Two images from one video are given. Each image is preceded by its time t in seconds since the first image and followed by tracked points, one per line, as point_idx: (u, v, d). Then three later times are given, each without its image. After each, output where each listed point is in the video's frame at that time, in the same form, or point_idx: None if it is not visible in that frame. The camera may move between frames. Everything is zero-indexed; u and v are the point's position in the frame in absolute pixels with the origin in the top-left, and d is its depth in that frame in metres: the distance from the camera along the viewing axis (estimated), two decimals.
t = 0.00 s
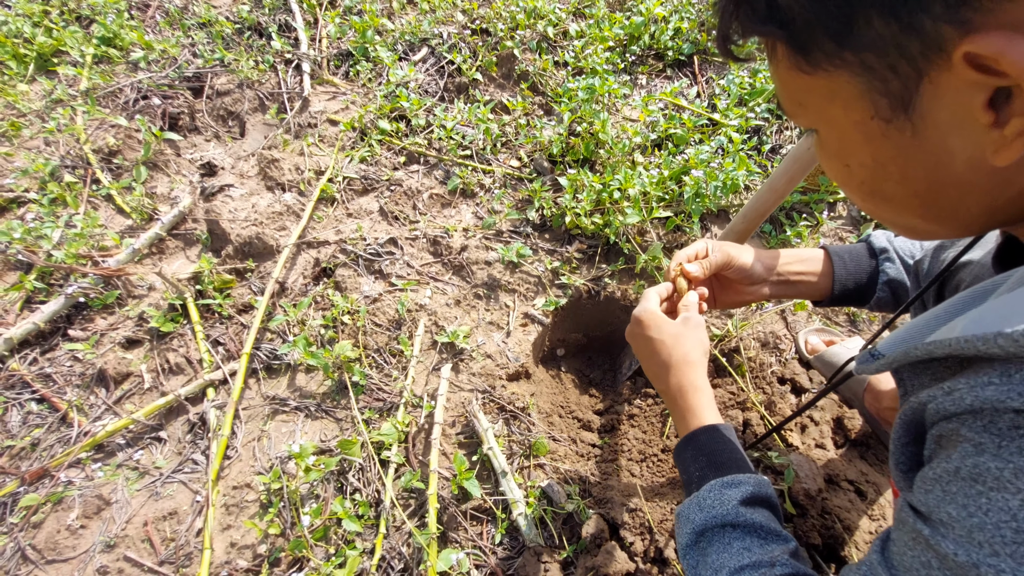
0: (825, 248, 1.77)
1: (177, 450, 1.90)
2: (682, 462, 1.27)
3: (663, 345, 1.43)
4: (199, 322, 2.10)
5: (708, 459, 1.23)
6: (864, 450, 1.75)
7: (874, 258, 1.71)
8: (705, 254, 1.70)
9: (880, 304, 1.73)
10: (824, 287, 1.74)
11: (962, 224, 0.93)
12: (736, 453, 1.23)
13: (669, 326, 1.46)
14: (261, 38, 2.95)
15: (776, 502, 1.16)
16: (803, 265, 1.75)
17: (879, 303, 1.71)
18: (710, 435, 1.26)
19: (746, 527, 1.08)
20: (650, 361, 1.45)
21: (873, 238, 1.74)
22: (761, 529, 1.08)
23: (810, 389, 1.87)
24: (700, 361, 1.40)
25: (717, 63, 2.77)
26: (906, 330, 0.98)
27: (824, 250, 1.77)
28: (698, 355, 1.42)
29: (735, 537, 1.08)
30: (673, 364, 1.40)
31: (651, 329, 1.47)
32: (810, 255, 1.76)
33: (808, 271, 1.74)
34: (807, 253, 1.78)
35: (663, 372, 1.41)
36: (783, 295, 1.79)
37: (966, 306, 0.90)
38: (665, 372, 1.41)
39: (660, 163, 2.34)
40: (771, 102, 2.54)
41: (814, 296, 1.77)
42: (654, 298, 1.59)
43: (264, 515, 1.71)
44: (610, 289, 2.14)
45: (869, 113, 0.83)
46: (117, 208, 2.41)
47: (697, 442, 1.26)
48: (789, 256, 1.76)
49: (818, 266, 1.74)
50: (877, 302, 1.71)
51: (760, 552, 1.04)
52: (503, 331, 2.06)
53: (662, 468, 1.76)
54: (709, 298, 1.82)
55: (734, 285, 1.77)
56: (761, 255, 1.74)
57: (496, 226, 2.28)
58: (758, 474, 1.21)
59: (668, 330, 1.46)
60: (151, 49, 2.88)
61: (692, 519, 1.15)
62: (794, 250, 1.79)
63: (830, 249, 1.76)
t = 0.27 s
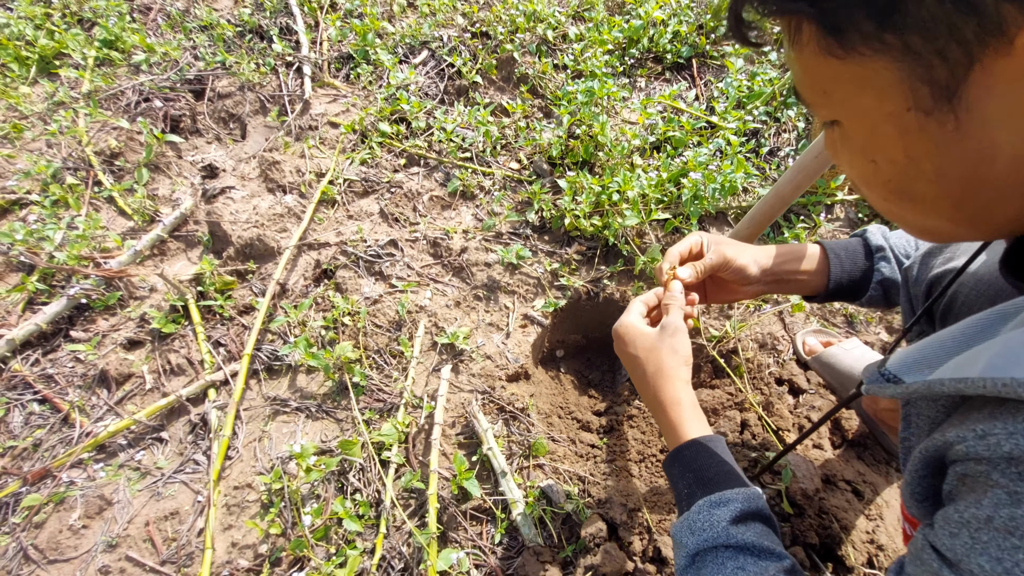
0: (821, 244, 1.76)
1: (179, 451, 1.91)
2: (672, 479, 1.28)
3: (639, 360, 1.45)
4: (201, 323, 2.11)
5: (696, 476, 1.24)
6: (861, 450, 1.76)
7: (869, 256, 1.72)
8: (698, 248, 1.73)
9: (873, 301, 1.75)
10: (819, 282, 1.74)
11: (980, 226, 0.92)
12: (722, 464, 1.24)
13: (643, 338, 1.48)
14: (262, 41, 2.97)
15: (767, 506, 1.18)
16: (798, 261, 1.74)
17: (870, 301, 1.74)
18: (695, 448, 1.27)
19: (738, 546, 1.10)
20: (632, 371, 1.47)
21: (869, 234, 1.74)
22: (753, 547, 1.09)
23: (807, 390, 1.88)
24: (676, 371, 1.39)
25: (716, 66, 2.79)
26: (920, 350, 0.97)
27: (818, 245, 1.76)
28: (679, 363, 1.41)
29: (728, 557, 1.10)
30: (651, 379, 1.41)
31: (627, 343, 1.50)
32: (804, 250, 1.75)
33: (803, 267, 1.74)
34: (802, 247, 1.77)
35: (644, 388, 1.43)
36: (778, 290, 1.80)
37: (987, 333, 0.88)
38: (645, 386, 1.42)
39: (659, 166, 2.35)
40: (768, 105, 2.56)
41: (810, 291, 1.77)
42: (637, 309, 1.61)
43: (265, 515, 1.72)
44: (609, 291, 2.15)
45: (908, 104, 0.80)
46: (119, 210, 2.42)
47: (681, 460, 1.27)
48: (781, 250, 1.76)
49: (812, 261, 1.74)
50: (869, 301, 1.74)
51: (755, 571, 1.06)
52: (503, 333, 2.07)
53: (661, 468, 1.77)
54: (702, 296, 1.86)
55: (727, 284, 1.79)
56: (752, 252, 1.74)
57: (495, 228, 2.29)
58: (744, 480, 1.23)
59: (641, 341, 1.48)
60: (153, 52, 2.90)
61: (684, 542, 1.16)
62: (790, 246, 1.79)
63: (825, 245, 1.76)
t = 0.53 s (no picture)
0: (834, 194, 1.63)
1: (182, 449, 1.93)
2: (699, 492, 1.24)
3: (637, 364, 1.36)
4: (205, 323, 2.13)
5: (721, 490, 1.19)
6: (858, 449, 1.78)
7: (885, 208, 1.61)
8: (696, 202, 1.67)
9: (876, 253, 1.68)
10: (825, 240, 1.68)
11: None
12: (749, 471, 1.18)
13: (634, 337, 1.38)
14: (265, 44, 3.00)
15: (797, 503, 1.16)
16: (806, 222, 1.65)
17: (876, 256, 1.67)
18: (719, 459, 1.20)
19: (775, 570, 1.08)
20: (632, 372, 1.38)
21: (888, 183, 1.61)
22: (793, 569, 1.07)
23: (805, 390, 1.90)
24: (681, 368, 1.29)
25: (715, 69, 2.82)
26: (1009, 361, 0.86)
27: (830, 197, 1.64)
28: (681, 359, 1.30)
29: None
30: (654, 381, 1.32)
31: (621, 344, 1.41)
32: (817, 205, 1.64)
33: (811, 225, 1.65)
34: (812, 200, 1.66)
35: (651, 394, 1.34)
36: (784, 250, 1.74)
37: None
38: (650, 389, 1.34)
39: (658, 168, 2.38)
40: (767, 108, 2.58)
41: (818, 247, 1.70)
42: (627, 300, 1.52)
43: (268, 512, 1.74)
44: (609, 292, 2.18)
45: None
46: (123, 211, 2.44)
47: (704, 475, 1.22)
48: (790, 204, 1.66)
49: (822, 218, 1.64)
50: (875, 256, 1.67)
51: None
52: (504, 333, 2.09)
53: (660, 467, 1.84)
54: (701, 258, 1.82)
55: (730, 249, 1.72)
56: (758, 212, 1.63)
57: (496, 230, 2.31)
58: (772, 479, 1.19)
59: (633, 341, 1.37)
60: (157, 55, 2.92)
61: (722, 566, 1.15)
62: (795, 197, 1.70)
63: (839, 197, 1.63)
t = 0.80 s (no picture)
0: (866, 143, 1.49)
1: (186, 448, 1.96)
2: (767, 501, 1.21)
3: (712, 343, 1.20)
4: (208, 324, 2.16)
5: (808, 500, 1.16)
6: (852, 449, 1.80)
7: (930, 153, 1.39)
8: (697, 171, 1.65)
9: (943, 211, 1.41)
10: (870, 195, 1.48)
11: None
12: (832, 477, 1.17)
13: (705, 312, 1.22)
14: (268, 48, 3.03)
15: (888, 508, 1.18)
16: (837, 167, 1.50)
17: (932, 214, 1.42)
18: (802, 467, 1.17)
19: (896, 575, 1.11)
20: (696, 352, 1.22)
21: (930, 125, 1.41)
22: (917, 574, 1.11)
23: (801, 390, 1.93)
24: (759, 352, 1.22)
25: (713, 74, 2.86)
26: None
27: (862, 146, 1.50)
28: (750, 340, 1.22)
29: None
30: (727, 365, 1.19)
31: (687, 314, 1.24)
32: (839, 155, 1.51)
33: (845, 170, 1.50)
34: (835, 151, 1.54)
35: (718, 381, 1.20)
36: (820, 210, 1.55)
37: None
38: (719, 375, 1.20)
39: (656, 171, 2.41)
40: (764, 112, 2.62)
41: (857, 203, 1.50)
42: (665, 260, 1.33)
43: (271, 510, 1.77)
44: (607, 293, 2.21)
45: None
46: (128, 213, 2.48)
47: (781, 483, 1.17)
48: (814, 157, 1.55)
49: (852, 164, 1.49)
50: (930, 214, 1.42)
51: None
52: (504, 334, 2.12)
53: (657, 466, 1.86)
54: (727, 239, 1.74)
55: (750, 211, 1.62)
56: (770, 161, 1.56)
57: (497, 232, 2.34)
58: (855, 487, 1.19)
59: (706, 311, 1.23)
60: (162, 59, 2.96)
61: None
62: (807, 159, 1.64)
63: (871, 143, 1.48)
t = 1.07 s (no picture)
0: (904, 212, 1.37)
1: (188, 457, 1.98)
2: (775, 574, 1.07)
3: (754, 371, 1.10)
4: (212, 334, 2.19)
5: (831, 574, 1.04)
6: (847, 459, 1.82)
7: (970, 229, 1.26)
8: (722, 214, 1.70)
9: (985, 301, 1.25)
10: (906, 262, 1.32)
11: None
12: (851, 548, 1.07)
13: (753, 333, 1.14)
14: (274, 65, 3.10)
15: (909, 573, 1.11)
16: (871, 227, 1.39)
17: (972, 300, 1.26)
18: (825, 539, 1.05)
19: None
20: (735, 376, 1.10)
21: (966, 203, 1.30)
22: None
23: (796, 401, 1.95)
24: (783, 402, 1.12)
25: (709, 90, 2.92)
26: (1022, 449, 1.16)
27: (900, 215, 1.38)
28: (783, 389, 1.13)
29: None
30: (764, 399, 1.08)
31: (733, 331, 1.13)
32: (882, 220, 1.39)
33: (879, 229, 1.37)
34: (873, 216, 1.42)
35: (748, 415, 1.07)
36: (846, 272, 1.40)
37: None
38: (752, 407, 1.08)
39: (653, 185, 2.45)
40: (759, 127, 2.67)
41: (888, 268, 1.34)
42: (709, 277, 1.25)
43: (271, 519, 1.79)
44: (605, 305, 2.26)
45: None
46: (134, 226, 2.52)
47: (796, 555, 1.05)
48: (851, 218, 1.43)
49: (890, 227, 1.37)
50: (973, 297, 1.25)
51: None
52: (502, 344, 2.15)
53: (653, 475, 1.88)
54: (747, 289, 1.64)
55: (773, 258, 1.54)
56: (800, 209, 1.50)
57: (496, 244, 2.38)
58: (879, 557, 1.11)
59: (754, 334, 1.14)
60: (169, 75, 3.02)
61: None
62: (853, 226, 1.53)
63: (909, 213, 1.36)
